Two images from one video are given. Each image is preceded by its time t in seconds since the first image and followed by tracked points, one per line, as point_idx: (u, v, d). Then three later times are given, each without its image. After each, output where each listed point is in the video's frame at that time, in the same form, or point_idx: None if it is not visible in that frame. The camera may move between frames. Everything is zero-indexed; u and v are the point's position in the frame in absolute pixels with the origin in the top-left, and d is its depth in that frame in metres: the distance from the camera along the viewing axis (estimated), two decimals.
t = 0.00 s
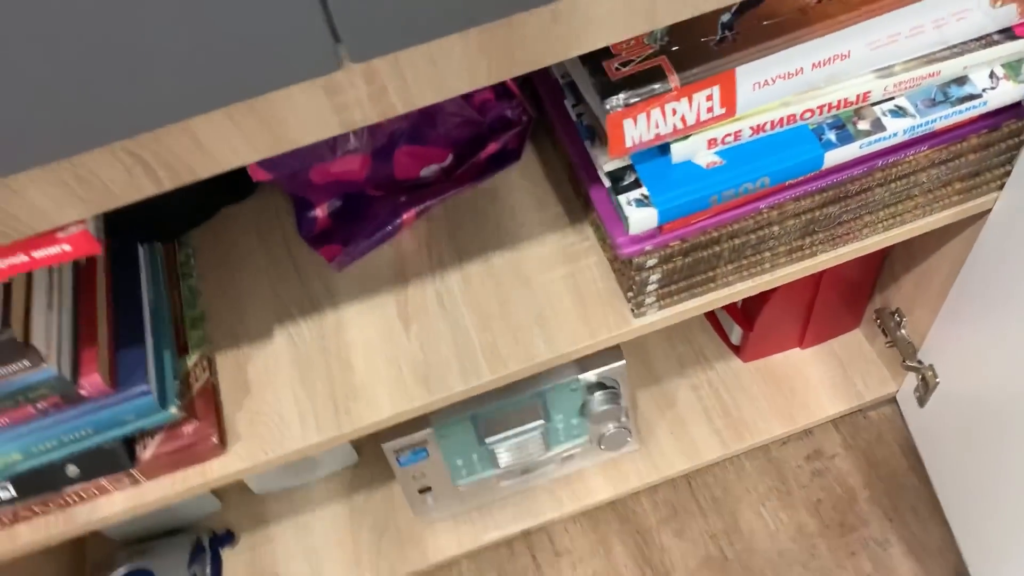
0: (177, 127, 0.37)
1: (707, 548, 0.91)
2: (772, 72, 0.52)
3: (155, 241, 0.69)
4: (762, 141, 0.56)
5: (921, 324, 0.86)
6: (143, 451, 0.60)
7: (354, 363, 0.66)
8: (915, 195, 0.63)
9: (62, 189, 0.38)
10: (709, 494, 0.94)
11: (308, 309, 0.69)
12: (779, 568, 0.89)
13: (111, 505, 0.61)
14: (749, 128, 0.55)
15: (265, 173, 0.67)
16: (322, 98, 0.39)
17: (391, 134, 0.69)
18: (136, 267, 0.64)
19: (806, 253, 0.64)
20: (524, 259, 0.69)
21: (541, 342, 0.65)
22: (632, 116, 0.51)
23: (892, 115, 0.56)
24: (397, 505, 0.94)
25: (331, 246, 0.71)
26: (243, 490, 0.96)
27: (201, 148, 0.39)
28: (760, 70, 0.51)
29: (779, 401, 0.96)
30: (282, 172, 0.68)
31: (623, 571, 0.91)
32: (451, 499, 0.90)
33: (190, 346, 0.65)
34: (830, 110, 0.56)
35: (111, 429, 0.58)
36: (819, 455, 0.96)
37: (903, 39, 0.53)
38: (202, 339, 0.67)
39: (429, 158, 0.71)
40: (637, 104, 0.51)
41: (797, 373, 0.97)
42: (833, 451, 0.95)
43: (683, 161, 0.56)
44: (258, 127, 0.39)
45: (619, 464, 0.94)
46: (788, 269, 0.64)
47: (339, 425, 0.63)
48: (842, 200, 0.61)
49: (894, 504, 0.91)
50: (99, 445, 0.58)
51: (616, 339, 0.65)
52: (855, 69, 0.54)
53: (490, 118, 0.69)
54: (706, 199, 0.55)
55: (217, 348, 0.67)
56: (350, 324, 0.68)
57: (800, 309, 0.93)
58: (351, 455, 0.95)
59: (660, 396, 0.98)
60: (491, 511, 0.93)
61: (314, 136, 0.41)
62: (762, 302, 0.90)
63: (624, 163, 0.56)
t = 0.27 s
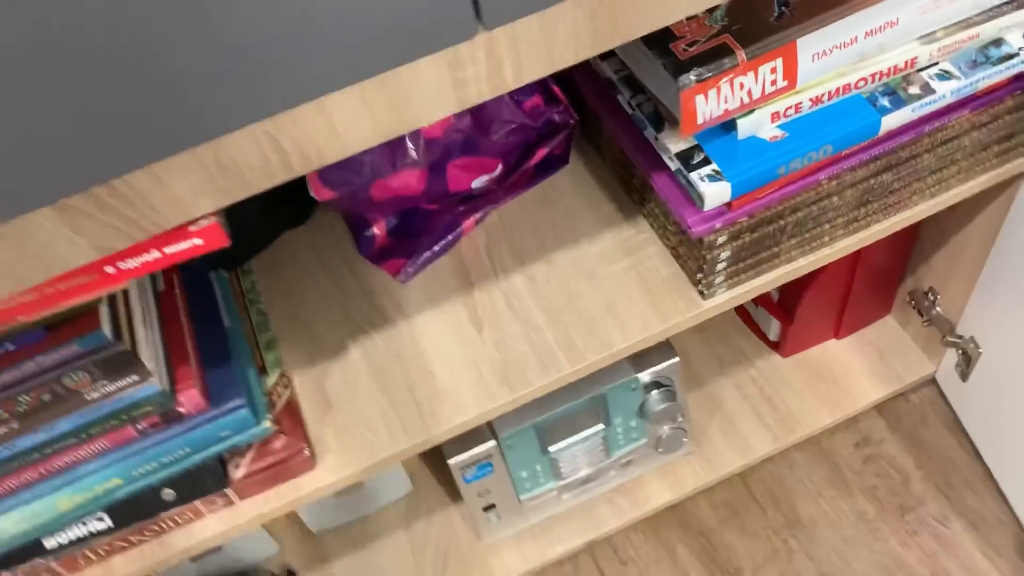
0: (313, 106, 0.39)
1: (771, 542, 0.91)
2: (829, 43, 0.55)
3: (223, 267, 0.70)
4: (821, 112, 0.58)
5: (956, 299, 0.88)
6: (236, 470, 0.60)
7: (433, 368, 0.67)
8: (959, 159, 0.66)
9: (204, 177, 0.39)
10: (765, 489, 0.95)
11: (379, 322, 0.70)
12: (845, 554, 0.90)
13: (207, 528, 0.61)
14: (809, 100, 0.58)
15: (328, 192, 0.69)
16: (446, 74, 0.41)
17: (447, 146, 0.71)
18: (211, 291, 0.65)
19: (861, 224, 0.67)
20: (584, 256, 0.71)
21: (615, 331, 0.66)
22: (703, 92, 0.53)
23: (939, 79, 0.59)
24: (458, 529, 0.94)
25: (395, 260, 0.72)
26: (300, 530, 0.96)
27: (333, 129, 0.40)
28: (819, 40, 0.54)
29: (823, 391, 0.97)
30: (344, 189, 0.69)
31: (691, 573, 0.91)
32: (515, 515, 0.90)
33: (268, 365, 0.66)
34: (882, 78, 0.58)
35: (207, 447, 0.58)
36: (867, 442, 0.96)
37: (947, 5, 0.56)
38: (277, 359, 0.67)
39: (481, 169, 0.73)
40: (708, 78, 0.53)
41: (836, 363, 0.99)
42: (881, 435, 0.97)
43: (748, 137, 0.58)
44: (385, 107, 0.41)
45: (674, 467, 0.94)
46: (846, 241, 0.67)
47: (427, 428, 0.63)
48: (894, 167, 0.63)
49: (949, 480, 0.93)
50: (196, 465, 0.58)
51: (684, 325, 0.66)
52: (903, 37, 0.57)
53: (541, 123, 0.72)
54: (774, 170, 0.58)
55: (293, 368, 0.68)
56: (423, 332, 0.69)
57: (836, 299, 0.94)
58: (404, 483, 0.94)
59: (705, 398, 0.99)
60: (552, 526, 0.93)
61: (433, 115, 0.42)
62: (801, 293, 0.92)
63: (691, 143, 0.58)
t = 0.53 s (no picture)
0: (377, 46, 0.41)
1: (798, 525, 0.92)
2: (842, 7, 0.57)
3: (254, 252, 0.73)
4: (835, 75, 0.61)
5: (964, 276, 0.91)
6: (282, 445, 0.61)
7: (468, 343, 0.68)
8: (966, 124, 0.69)
9: (274, 118, 0.41)
10: (788, 474, 0.96)
11: (412, 304, 0.71)
12: (872, 534, 0.90)
13: (254, 504, 0.61)
14: (824, 63, 0.60)
15: (360, 177, 0.71)
16: (497, 18, 0.43)
17: (472, 133, 0.74)
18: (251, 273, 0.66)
19: (876, 190, 0.69)
20: (608, 233, 0.73)
21: (645, 301, 0.68)
22: (728, 54, 0.56)
23: (944, 42, 0.62)
24: (486, 526, 0.94)
25: (424, 246, 0.74)
26: (327, 534, 0.96)
27: (394, 71, 0.42)
28: (834, 4, 0.57)
29: (839, 376, 0.99)
30: (376, 176, 0.71)
31: (720, 559, 0.91)
32: (545, 507, 0.90)
33: (308, 345, 0.66)
34: (891, 42, 0.61)
35: (255, 419, 0.59)
36: (885, 424, 0.98)
37: None
38: (316, 340, 0.67)
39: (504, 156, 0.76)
40: (732, 40, 0.56)
41: (849, 349, 1.01)
42: (897, 417, 0.98)
43: (768, 100, 0.61)
44: (441, 50, 0.43)
45: (697, 456, 0.95)
46: (862, 206, 0.69)
47: (467, 396, 0.65)
48: (906, 131, 0.66)
49: (968, 457, 0.94)
50: (245, 438, 0.59)
51: (711, 292, 0.68)
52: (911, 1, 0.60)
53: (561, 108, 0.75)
54: (795, 131, 0.60)
55: (332, 348, 0.69)
56: (455, 309, 0.71)
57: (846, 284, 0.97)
58: (428, 484, 0.93)
59: (723, 388, 1.00)
60: (580, 519, 0.93)
61: (484, 61, 0.45)
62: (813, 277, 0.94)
63: (714, 109, 0.61)
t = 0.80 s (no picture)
0: None
1: (774, 501, 0.91)
2: None
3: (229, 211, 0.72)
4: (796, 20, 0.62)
5: (933, 249, 0.91)
6: (247, 386, 0.60)
7: (437, 293, 0.68)
8: (928, 80, 0.70)
9: (235, 12, 0.42)
10: (764, 452, 0.95)
11: (381, 259, 0.71)
12: (848, 507, 0.89)
13: (217, 446, 0.60)
14: (784, 8, 0.62)
15: (329, 133, 0.71)
16: None
17: (443, 93, 0.73)
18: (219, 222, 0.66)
19: (842, 144, 0.70)
20: (578, 190, 0.73)
21: (614, 251, 0.68)
22: None
23: None
24: (460, 506, 0.93)
25: (395, 204, 0.75)
26: (298, 516, 0.94)
27: None
28: None
29: (813, 353, 0.99)
30: (347, 130, 0.71)
31: (697, 535, 0.90)
32: (519, 483, 0.89)
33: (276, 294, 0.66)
34: None
35: (219, 355, 0.58)
36: (860, 402, 0.97)
37: None
38: (284, 290, 0.67)
39: (476, 119, 0.76)
40: None
41: (823, 329, 1.01)
42: (872, 395, 0.98)
43: (732, 44, 0.62)
44: None
45: (672, 433, 0.94)
46: (828, 159, 0.70)
47: (435, 341, 0.64)
48: (869, 82, 0.67)
49: (943, 433, 0.93)
50: (207, 374, 0.59)
51: (678, 243, 0.68)
52: None
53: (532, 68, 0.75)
54: (758, 72, 0.61)
55: (300, 300, 0.69)
56: (426, 264, 0.70)
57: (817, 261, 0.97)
58: (403, 462, 0.94)
59: (697, 368, 1.00)
60: (554, 496, 0.92)
61: None
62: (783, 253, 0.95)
63: (679, 53, 0.62)
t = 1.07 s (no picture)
0: None
1: (716, 481, 0.91)
2: None
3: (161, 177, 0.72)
4: None
5: (864, 231, 0.94)
6: (172, 336, 0.60)
7: (369, 252, 0.68)
8: (845, 50, 0.72)
9: None
10: (706, 435, 0.95)
11: (315, 223, 0.71)
12: (789, 485, 0.89)
13: (141, 396, 0.60)
14: None
15: (262, 99, 0.71)
16: None
17: (378, 63, 0.75)
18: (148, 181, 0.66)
19: (764, 109, 0.72)
20: (512, 157, 0.74)
21: (545, 210, 0.69)
22: None
23: None
24: (401, 493, 0.91)
25: (329, 173, 0.75)
26: (235, 507, 0.92)
27: None
28: None
29: (753, 339, 1.00)
30: (280, 97, 0.72)
31: (639, 517, 0.89)
32: (461, 465, 0.88)
33: (205, 253, 0.65)
34: None
35: (143, 300, 0.58)
36: (800, 386, 0.98)
37: None
38: (214, 250, 0.67)
39: (412, 92, 0.77)
40: None
41: (762, 316, 1.02)
42: (811, 379, 0.99)
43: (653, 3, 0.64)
44: None
45: (615, 417, 0.94)
46: (751, 124, 0.72)
47: (366, 295, 0.65)
48: (787, 49, 0.70)
49: (881, 413, 0.94)
50: (132, 320, 0.59)
51: (608, 203, 0.69)
52: None
53: (465, 42, 0.77)
54: (678, 29, 0.64)
55: (231, 262, 0.68)
56: (359, 226, 0.70)
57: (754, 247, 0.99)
58: (343, 453, 0.92)
59: (640, 355, 1.00)
60: (497, 481, 0.91)
61: None
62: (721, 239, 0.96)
63: (602, 12, 0.65)
